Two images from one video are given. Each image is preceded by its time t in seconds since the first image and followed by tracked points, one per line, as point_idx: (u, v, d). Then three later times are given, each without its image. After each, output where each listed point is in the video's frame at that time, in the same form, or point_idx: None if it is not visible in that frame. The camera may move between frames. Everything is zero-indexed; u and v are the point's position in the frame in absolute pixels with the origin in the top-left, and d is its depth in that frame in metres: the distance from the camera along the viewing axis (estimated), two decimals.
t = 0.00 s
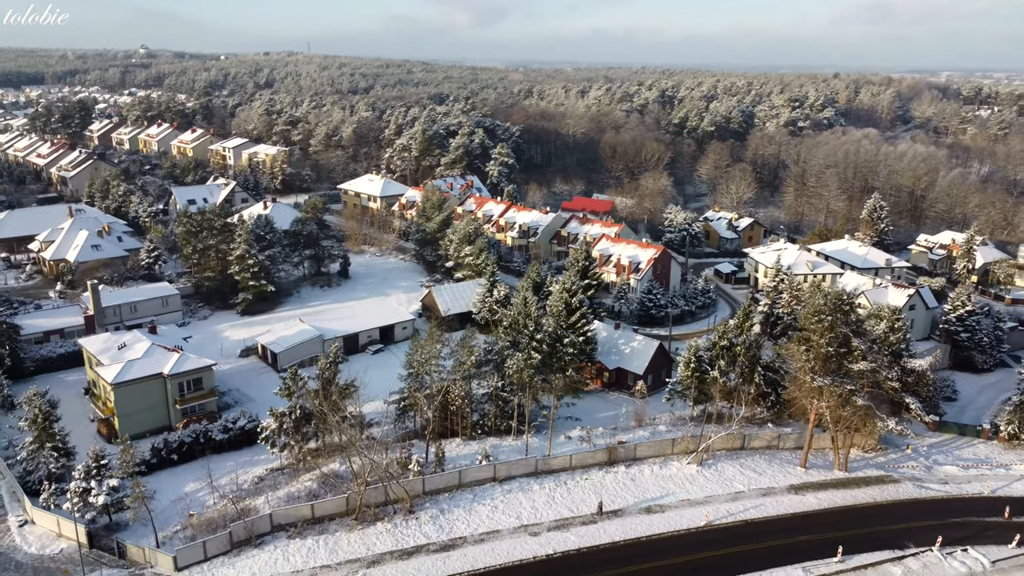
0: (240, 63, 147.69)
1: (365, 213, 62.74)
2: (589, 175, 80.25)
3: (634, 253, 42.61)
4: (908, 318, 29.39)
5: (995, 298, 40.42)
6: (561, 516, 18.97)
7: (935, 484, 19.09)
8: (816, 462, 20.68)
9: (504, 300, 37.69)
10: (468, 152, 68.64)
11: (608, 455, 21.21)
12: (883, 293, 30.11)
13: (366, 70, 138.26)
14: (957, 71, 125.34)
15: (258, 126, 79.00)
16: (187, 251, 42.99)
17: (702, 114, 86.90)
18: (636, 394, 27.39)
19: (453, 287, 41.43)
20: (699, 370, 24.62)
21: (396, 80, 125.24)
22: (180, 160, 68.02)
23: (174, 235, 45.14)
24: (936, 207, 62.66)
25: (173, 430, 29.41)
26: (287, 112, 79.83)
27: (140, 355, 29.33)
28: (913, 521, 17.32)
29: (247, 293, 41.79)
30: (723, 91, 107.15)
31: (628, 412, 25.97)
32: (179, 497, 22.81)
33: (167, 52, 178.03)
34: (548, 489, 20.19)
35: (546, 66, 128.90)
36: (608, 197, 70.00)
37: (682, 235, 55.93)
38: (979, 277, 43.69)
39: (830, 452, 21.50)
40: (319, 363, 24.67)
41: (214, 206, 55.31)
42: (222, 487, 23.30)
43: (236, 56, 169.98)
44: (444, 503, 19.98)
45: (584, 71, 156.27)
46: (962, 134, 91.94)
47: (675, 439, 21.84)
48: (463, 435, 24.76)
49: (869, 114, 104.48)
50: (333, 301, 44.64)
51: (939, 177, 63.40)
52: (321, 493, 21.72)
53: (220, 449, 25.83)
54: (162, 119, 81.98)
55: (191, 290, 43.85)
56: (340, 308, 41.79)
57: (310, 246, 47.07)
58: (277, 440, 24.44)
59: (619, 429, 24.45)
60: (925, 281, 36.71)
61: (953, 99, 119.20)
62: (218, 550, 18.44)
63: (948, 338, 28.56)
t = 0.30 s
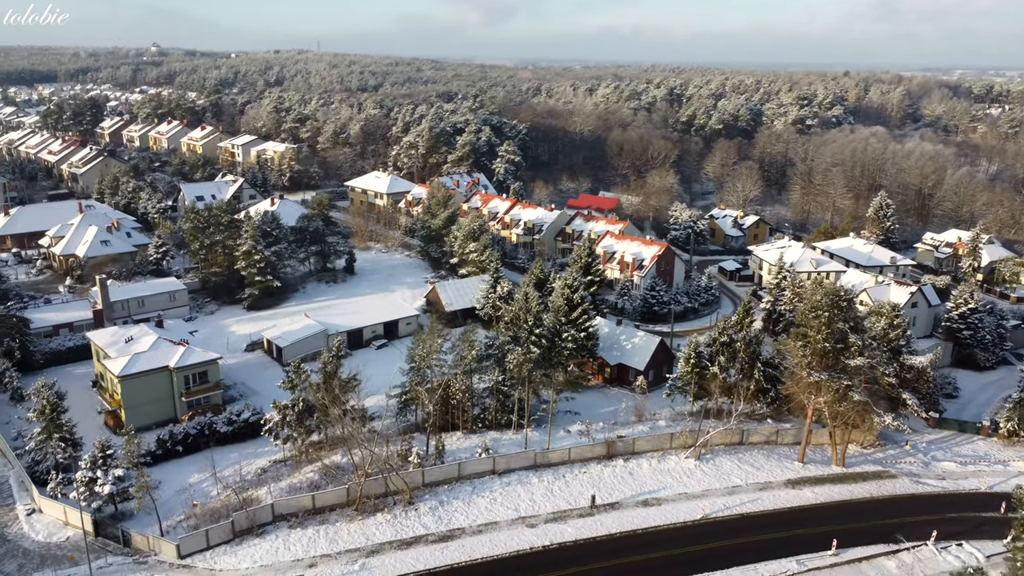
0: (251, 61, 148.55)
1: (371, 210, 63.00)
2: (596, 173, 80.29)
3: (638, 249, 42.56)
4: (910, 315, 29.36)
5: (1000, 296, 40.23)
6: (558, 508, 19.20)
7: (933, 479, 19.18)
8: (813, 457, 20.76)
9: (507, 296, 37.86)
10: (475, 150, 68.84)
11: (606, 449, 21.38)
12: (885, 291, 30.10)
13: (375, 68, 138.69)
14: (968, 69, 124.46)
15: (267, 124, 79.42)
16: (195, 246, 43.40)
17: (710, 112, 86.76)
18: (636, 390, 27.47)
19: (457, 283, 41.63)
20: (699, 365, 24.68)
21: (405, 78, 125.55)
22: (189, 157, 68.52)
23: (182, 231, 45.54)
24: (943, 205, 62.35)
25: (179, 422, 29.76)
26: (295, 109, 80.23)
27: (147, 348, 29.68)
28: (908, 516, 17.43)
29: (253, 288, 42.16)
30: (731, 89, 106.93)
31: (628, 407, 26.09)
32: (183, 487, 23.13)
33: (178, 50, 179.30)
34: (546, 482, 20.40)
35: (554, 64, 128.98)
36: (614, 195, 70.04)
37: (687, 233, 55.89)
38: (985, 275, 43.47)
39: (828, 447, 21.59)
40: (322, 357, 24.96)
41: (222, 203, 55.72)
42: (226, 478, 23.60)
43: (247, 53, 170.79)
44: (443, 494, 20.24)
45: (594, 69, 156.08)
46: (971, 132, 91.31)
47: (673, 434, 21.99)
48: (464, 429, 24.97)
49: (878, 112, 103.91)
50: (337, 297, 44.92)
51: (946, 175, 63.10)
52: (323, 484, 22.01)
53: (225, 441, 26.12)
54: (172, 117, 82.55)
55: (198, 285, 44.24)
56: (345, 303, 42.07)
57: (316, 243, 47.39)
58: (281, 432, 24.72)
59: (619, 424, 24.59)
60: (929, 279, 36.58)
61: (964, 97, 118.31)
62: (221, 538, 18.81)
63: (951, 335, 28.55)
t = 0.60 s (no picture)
0: (271, 59, 150.03)
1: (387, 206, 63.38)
2: (611, 171, 80.18)
3: (651, 247, 42.49)
4: (923, 314, 29.11)
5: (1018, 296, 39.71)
6: (564, 500, 19.37)
7: (940, 477, 19.13)
8: (821, 454, 20.75)
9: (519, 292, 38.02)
10: (491, 147, 69.03)
11: (613, 444, 21.50)
12: (898, 289, 29.85)
13: (393, 66, 139.35)
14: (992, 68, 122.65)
15: (286, 121, 80.09)
16: (212, 241, 43.99)
17: (727, 110, 86.31)
18: (645, 386, 27.53)
19: (470, 279, 41.85)
20: (708, 362, 24.66)
21: (423, 76, 125.90)
22: (208, 153, 69.32)
23: (200, 226, 46.17)
24: (962, 204, 61.57)
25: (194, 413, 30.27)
26: (313, 107, 80.91)
27: (163, 340, 30.20)
28: (914, 513, 17.41)
29: (269, 283, 42.70)
30: (749, 87, 106.19)
31: (636, 403, 26.16)
32: (197, 476, 23.56)
33: (200, 48, 181.41)
34: (553, 475, 20.57)
35: (573, 62, 128.79)
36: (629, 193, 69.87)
37: (701, 231, 55.63)
38: (1003, 275, 42.90)
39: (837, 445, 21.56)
40: (334, 350, 25.29)
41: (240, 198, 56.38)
42: (238, 468, 24.01)
43: (268, 52, 172.45)
44: (451, 486, 20.51)
45: (612, 67, 155.63)
46: (994, 131, 89.98)
47: (680, 429, 22.07)
48: (473, 422, 25.20)
49: (899, 110, 102.66)
50: (352, 292, 45.33)
51: (966, 174, 62.29)
52: (333, 474, 22.35)
53: (238, 431, 26.54)
54: (193, 114, 83.55)
55: (215, 279, 44.86)
56: (359, 298, 42.46)
57: (331, 238, 47.84)
58: (293, 424, 25.09)
59: (627, 419, 24.69)
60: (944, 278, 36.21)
61: (987, 95, 116.52)
62: (233, 526, 19.23)
63: (964, 335, 28.31)
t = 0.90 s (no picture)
0: (291, 57, 151.20)
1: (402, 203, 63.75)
2: (627, 169, 80.06)
3: (663, 245, 42.42)
4: (935, 313, 28.92)
5: None
6: (570, 494, 19.51)
7: (948, 476, 19.09)
8: (828, 451, 20.73)
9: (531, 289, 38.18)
10: (506, 145, 69.20)
11: (620, 438, 21.61)
12: (910, 288, 29.60)
13: (411, 64, 139.94)
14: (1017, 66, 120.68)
15: (304, 118, 80.73)
16: (228, 236, 44.56)
17: (745, 108, 85.82)
18: (653, 382, 27.58)
19: (482, 275, 42.04)
20: (717, 359, 24.61)
21: (441, 74, 126.43)
22: (226, 150, 70.14)
23: (217, 221, 46.77)
24: (981, 204, 60.81)
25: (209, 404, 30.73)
26: (331, 104, 81.56)
27: (179, 333, 30.69)
28: (919, 511, 17.41)
29: (284, 277, 43.20)
30: (767, 85, 105.46)
31: (644, 399, 26.19)
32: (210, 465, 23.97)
33: (222, 46, 183.51)
34: (559, 468, 20.73)
35: (591, 60, 128.63)
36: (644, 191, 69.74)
37: (716, 228, 55.27)
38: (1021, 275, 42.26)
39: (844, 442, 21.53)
40: (345, 343, 25.60)
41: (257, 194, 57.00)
42: (250, 458, 24.38)
43: (288, 50, 173.95)
44: (458, 478, 20.74)
45: (631, 65, 155.15)
46: (1017, 130, 88.61)
47: (687, 425, 22.13)
48: (481, 416, 25.39)
49: (920, 108, 101.37)
50: (365, 287, 45.68)
51: (986, 174, 61.49)
52: (343, 465, 22.67)
53: (251, 423, 26.93)
54: (213, 111, 84.53)
55: (231, 274, 45.44)
56: (372, 293, 42.82)
57: (345, 234, 48.28)
58: (304, 416, 25.43)
59: (635, 415, 24.77)
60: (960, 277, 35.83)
61: (1011, 94, 114.73)
62: (243, 513, 19.61)
63: (978, 335, 28.07)
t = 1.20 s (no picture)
0: (307, 55, 152.23)
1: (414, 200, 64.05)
2: (639, 167, 79.96)
3: (673, 242, 42.36)
4: (945, 312, 28.74)
5: None
6: (573, 487, 19.67)
7: (952, 473, 19.12)
8: (832, 447, 20.76)
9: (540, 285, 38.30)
10: (519, 143, 69.34)
11: (624, 433, 21.75)
12: (920, 286, 29.40)
13: (427, 62, 140.34)
14: None
15: (318, 115, 81.31)
16: (242, 232, 45.01)
17: (759, 106, 85.39)
18: (659, 377, 27.63)
19: (492, 271, 42.19)
20: (723, 355, 24.56)
21: (456, 71, 126.75)
22: (242, 147, 70.82)
23: (231, 217, 47.26)
24: (997, 203, 60.19)
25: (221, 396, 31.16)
26: (346, 102, 82.08)
27: (192, 326, 31.11)
28: (921, 508, 17.54)
29: (296, 273, 43.63)
30: (783, 83, 104.83)
31: (651, 394, 26.27)
32: (221, 456, 24.35)
33: (239, 45, 185.12)
34: (564, 462, 20.90)
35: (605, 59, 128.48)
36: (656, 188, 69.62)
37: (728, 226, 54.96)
38: None
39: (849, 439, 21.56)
40: (354, 336, 25.88)
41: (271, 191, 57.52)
42: (260, 449, 24.74)
43: (304, 48, 175.16)
44: (463, 470, 20.98)
45: (647, 63, 154.60)
46: None
47: (692, 420, 22.22)
48: (488, 410, 25.61)
49: (938, 106, 100.32)
50: (376, 282, 46.00)
51: (1002, 173, 60.83)
52: (350, 457, 22.98)
53: (262, 415, 27.28)
54: (229, 108, 85.33)
55: (244, 269, 45.93)
56: (383, 288, 43.11)
57: (357, 230, 48.65)
58: (313, 408, 25.75)
59: (641, 410, 24.88)
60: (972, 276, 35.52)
61: None
62: (252, 502, 19.94)
63: (988, 334, 27.86)
